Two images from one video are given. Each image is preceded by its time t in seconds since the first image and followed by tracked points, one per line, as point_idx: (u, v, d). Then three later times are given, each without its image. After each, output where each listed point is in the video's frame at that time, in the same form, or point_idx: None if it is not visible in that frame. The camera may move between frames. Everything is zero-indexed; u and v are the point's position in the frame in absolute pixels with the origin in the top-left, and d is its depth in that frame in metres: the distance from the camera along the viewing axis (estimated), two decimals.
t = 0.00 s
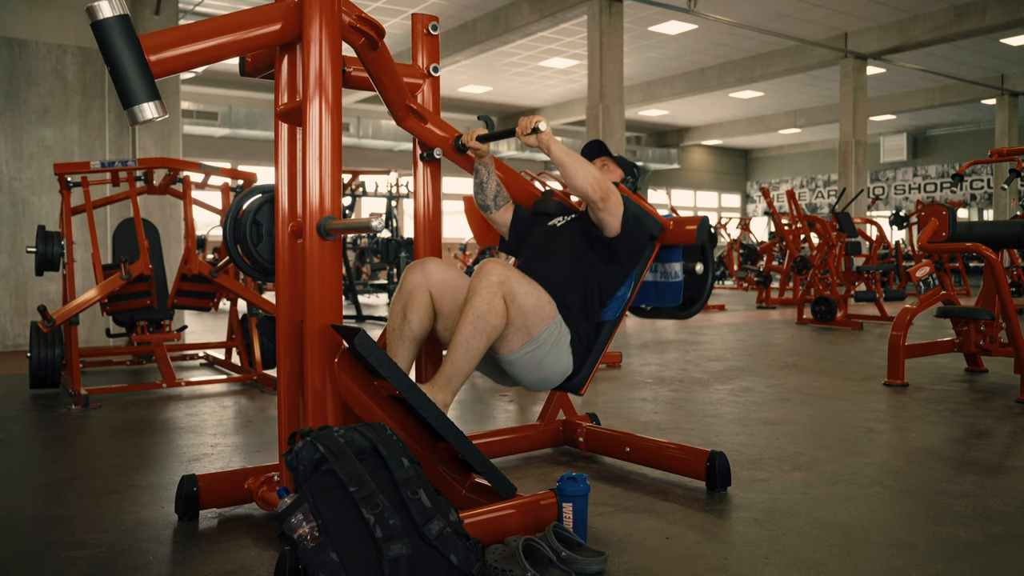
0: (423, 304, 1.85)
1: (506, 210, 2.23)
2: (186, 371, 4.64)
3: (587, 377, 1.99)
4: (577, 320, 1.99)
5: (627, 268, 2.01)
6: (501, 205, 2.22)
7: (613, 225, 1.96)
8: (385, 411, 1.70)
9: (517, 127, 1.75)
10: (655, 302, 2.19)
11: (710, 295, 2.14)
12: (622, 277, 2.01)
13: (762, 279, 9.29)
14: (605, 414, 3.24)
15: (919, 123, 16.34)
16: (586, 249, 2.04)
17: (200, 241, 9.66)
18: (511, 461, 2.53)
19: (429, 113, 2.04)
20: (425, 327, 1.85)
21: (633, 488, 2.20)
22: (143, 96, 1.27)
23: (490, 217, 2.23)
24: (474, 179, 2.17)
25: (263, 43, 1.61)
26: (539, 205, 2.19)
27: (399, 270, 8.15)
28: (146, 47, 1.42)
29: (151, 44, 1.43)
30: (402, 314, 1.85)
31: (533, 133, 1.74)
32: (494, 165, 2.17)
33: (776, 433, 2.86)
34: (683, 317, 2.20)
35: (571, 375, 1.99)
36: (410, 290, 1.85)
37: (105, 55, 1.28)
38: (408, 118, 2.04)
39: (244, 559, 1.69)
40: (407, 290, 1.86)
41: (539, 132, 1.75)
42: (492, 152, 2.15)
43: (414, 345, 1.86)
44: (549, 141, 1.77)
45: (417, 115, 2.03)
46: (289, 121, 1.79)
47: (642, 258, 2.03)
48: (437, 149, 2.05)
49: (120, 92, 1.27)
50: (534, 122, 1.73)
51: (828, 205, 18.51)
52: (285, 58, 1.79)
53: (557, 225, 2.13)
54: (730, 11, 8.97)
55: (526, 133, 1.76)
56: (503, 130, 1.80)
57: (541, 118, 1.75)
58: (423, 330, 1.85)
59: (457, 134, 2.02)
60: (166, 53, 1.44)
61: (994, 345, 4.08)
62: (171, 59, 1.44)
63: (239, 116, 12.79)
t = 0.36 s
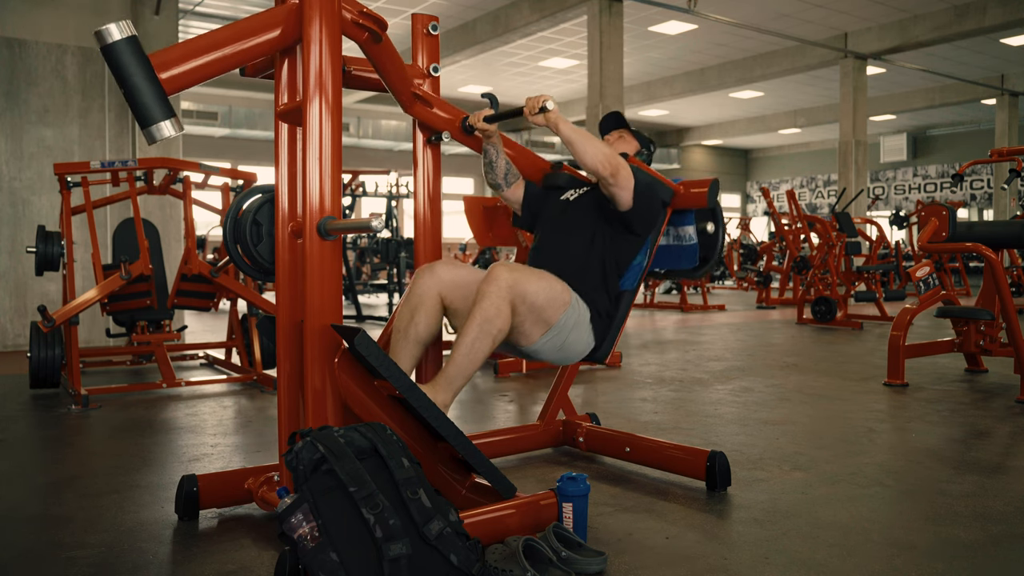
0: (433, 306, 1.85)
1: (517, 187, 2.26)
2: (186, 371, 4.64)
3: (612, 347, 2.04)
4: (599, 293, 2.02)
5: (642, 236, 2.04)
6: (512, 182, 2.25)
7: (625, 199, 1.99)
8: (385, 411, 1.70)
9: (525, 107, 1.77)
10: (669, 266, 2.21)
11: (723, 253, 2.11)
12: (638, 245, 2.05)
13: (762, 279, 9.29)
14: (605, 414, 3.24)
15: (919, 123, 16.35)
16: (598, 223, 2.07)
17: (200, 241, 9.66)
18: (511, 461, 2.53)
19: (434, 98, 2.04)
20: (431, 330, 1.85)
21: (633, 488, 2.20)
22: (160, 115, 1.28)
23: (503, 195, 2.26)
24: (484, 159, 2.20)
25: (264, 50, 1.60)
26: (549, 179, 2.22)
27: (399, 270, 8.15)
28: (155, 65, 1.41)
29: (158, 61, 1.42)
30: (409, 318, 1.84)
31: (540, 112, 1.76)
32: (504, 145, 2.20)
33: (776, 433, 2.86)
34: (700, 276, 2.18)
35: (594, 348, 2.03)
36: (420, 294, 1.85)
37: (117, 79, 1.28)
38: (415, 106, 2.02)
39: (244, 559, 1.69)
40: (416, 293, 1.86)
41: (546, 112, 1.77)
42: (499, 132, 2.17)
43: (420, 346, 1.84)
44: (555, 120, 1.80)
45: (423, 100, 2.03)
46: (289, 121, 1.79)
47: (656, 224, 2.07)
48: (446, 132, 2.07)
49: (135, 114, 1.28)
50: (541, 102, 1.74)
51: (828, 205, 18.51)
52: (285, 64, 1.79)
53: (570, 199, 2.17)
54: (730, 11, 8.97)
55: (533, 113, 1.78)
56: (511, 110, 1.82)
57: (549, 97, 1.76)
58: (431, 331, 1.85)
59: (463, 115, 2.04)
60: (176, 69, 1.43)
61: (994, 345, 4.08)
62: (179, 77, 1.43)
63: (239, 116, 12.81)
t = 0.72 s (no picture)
0: (447, 313, 1.85)
1: (526, 163, 2.30)
2: (185, 371, 4.64)
3: (633, 317, 2.11)
4: (617, 267, 2.07)
5: (653, 206, 2.08)
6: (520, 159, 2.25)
7: (635, 172, 2.02)
8: (385, 411, 1.70)
9: (530, 88, 1.75)
10: (679, 231, 2.23)
11: (732, 211, 2.13)
12: (651, 215, 2.10)
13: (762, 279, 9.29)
14: (605, 414, 3.24)
15: (919, 123, 16.35)
16: (611, 194, 2.13)
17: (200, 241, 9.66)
18: (511, 461, 2.53)
19: (439, 83, 2.00)
20: (441, 335, 1.84)
21: (633, 488, 2.20)
22: (175, 130, 1.34)
23: (512, 171, 2.28)
24: (490, 139, 2.14)
25: (266, 58, 1.60)
26: (558, 153, 2.28)
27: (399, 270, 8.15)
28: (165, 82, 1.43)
29: (167, 77, 1.43)
30: (419, 324, 1.83)
31: (546, 92, 1.75)
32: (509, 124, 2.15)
33: (776, 433, 2.86)
34: (707, 237, 2.21)
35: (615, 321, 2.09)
36: (435, 302, 1.85)
37: (130, 97, 1.33)
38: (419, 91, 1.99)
39: (244, 559, 1.69)
40: (430, 301, 1.85)
41: (553, 91, 1.75)
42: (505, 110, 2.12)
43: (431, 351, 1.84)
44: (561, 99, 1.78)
45: (427, 86, 1.99)
46: (289, 121, 1.79)
47: (666, 192, 2.09)
48: (451, 115, 2.02)
49: (152, 132, 1.33)
50: (547, 81, 1.74)
51: (828, 205, 18.51)
52: (286, 66, 1.79)
53: (581, 171, 2.23)
54: (730, 11, 8.97)
55: (539, 92, 1.76)
56: (516, 89, 1.80)
57: (554, 76, 1.75)
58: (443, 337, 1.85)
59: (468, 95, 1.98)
60: (187, 83, 1.46)
61: (994, 345, 4.08)
62: (190, 91, 1.46)
63: (238, 116, 12.81)
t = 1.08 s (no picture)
0: (468, 332, 1.91)
1: (532, 143, 2.28)
2: (186, 371, 4.64)
3: (647, 289, 2.12)
4: (628, 246, 2.07)
5: (661, 177, 2.07)
6: (526, 139, 2.25)
7: (640, 151, 2.00)
8: (385, 411, 1.69)
9: (534, 69, 1.75)
10: (688, 198, 2.25)
11: (740, 172, 2.17)
12: (660, 186, 2.09)
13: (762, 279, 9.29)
14: (605, 414, 3.24)
15: (919, 123, 16.35)
16: (618, 171, 2.12)
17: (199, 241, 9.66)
18: (511, 461, 2.53)
19: (440, 69, 1.95)
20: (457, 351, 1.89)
21: (633, 488, 2.20)
22: (192, 143, 1.35)
23: (517, 152, 2.27)
24: (495, 120, 2.18)
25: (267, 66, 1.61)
26: (564, 129, 2.29)
27: (399, 270, 8.15)
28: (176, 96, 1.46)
29: (178, 91, 1.47)
30: (437, 337, 1.88)
31: (549, 73, 1.75)
32: (515, 105, 2.17)
33: (776, 433, 2.86)
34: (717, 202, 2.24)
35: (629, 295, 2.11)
36: (456, 321, 1.91)
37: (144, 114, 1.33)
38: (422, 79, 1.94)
39: (244, 559, 1.69)
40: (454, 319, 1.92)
41: (556, 72, 1.75)
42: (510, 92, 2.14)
43: (445, 365, 1.89)
44: (564, 79, 1.78)
45: (429, 73, 1.94)
46: (289, 121, 1.79)
47: (674, 163, 2.07)
48: (455, 100, 1.97)
49: (169, 148, 1.34)
50: (551, 63, 1.73)
51: (828, 205, 18.50)
52: (285, 66, 1.79)
53: (587, 146, 2.23)
54: (730, 11, 8.97)
55: (543, 74, 1.75)
56: (520, 71, 1.80)
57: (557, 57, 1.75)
58: (459, 354, 1.90)
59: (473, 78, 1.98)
60: (198, 95, 1.48)
61: (994, 345, 4.08)
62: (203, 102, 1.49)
63: (238, 116, 12.80)
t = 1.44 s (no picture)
0: (471, 335, 1.91)
1: (531, 142, 2.28)
2: (185, 371, 4.64)
3: (647, 289, 2.12)
4: (630, 247, 2.07)
5: (661, 177, 2.08)
6: (526, 139, 2.25)
7: (640, 151, 2.00)
8: (385, 411, 1.69)
9: (534, 69, 1.74)
10: (687, 198, 2.26)
11: (739, 171, 2.17)
12: (660, 187, 2.10)
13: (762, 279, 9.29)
14: (605, 414, 3.24)
15: (919, 123, 16.35)
16: (619, 171, 2.12)
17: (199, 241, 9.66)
18: (511, 461, 2.53)
19: (440, 68, 1.94)
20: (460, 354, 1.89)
21: (633, 488, 2.20)
22: (191, 143, 1.35)
23: (517, 152, 2.27)
24: (495, 121, 2.18)
25: (267, 66, 1.61)
26: (564, 128, 2.29)
27: (399, 270, 8.15)
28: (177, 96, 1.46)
29: (178, 91, 1.47)
30: (440, 340, 1.89)
31: (550, 73, 1.74)
32: (515, 106, 2.18)
33: (776, 433, 2.86)
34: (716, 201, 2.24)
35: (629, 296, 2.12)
36: (460, 325, 1.92)
37: (144, 114, 1.33)
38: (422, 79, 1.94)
39: (243, 559, 1.69)
40: (458, 323, 1.93)
41: (556, 72, 1.75)
42: (510, 91, 2.14)
43: (446, 367, 1.89)
44: (564, 79, 1.79)
45: (430, 73, 1.94)
46: (289, 121, 1.79)
47: (674, 163, 2.07)
48: (454, 99, 1.98)
49: (169, 148, 1.34)
50: (551, 62, 1.72)
51: (828, 205, 18.50)
52: (285, 66, 1.79)
53: (586, 145, 2.23)
54: (730, 11, 8.97)
55: (543, 74, 1.75)
56: (520, 71, 1.79)
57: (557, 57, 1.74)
58: (460, 358, 1.91)
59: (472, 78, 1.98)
60: (198, 95, 1.48)
61: (994, 345, 4.08)
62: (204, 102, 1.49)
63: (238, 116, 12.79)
